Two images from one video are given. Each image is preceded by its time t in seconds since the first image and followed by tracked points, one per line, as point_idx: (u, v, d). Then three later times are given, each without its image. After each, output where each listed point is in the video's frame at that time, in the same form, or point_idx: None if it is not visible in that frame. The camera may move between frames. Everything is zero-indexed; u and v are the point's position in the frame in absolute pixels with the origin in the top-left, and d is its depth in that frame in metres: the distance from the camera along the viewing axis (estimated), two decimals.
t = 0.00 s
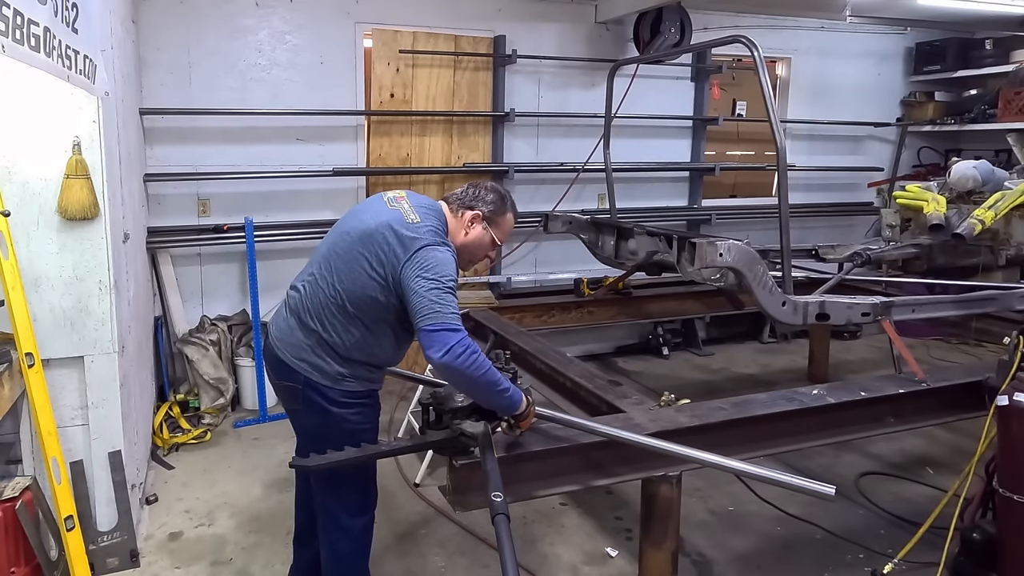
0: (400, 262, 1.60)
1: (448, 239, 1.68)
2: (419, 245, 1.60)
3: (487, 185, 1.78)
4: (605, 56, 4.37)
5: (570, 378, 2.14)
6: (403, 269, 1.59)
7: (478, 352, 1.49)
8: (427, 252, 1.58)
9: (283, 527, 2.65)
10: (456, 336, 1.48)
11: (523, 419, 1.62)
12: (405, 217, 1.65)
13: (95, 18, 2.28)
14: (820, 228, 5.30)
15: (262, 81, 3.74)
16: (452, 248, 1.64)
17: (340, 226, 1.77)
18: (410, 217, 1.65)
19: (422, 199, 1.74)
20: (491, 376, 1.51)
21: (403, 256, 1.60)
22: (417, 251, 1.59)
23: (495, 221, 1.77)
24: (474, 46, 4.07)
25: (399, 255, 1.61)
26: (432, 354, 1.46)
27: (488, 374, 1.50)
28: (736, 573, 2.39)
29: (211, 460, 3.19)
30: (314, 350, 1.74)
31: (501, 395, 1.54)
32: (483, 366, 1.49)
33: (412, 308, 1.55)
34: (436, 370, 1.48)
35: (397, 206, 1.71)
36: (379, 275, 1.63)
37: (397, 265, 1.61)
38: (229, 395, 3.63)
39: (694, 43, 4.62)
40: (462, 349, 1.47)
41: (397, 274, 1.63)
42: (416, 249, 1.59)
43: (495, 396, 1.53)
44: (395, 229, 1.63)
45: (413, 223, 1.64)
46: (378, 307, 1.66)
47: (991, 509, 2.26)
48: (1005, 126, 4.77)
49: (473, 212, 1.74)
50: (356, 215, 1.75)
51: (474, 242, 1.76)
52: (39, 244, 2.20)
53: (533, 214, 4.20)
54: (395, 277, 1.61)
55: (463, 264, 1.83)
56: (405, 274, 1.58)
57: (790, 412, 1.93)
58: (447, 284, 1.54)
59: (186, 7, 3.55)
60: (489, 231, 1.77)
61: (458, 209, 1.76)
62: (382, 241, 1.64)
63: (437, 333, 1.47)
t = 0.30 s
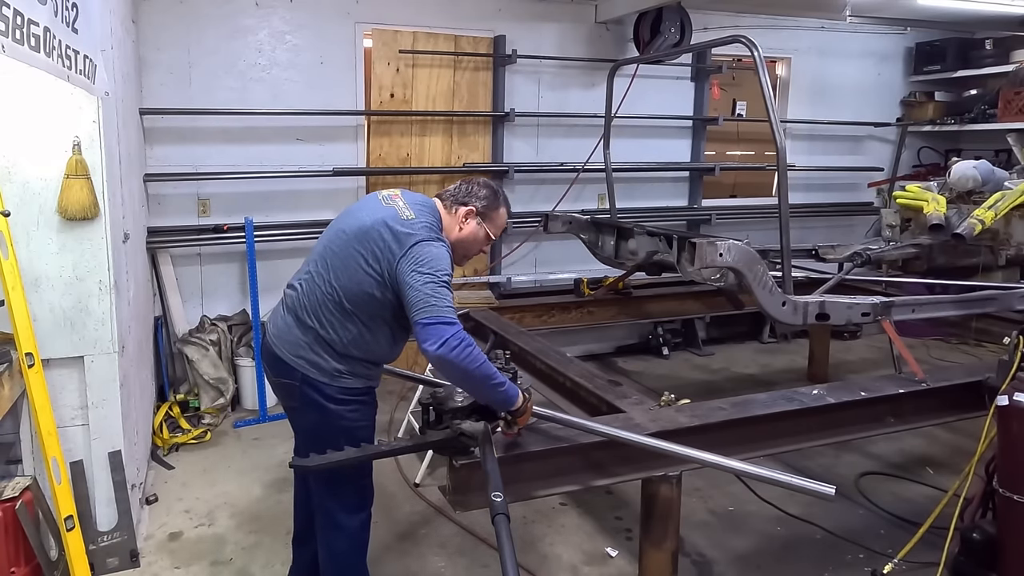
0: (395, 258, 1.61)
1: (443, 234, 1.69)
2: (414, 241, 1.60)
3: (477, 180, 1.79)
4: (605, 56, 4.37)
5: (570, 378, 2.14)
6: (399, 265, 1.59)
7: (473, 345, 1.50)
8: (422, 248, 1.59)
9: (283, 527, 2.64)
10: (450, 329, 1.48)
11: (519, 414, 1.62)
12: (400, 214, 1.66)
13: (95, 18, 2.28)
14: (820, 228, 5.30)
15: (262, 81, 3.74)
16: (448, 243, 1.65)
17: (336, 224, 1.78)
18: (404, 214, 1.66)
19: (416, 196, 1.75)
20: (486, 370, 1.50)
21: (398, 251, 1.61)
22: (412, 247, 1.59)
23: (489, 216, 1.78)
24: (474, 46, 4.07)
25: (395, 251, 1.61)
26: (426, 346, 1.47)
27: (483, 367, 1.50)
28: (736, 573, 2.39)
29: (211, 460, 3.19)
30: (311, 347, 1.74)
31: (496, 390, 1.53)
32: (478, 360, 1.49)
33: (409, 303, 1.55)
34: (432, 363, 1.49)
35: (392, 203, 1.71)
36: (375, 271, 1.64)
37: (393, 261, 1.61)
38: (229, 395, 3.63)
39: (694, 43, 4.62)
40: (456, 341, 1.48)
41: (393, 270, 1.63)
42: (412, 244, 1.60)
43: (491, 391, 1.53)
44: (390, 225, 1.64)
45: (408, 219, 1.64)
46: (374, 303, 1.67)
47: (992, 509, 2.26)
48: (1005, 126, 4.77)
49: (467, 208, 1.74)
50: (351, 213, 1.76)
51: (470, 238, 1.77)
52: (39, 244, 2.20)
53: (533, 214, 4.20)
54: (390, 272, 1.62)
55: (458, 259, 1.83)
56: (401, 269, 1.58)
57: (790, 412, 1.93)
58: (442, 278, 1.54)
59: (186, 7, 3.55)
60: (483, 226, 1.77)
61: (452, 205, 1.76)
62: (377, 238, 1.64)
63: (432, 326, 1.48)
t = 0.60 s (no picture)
0: (383, 244, 1.64)
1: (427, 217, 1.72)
2: (398, 225, 1.64)
3: (452, 155, 1.79)
4: (605, 56, 4.37)
5: (570, 377, 2.14)
6: (386, 249, 1.62)
7: (452, 318, 1.54)
8: (406, 231, 1.62)
9: (283, 527, 2.64)
10: (429, 305, 1.53)
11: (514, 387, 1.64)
12: (384, 202, 1.69)
13: (95, 18, 2.28)
14: (820, 228, 5.30)
15: (263, 81, 3.74)
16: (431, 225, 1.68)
17: (325, 221, 1.82)
18: (387, 201, 1.70)
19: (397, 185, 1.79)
20: (467, 344, 1.55)
21: (385, 236, 1.64)
22: (396, 230, 1.63)
23: (470, 188, 1.78)
24: (474, 46, 4.08)
25: (381, 237, 1.64)
26: (405, 321, 1.52)
27: (463, 341, 1.54)
28: (736, 573, 2.39)
29: (211, 460, 3.19)
30: (313, 342, 1.75)
31: (480, 363, 1.57)
32: (457, 334, 1.54)
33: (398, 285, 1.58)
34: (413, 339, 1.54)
35: (375, 194, 1.74)
36: (365, 258, 1.66)
37: (381, 246, 1.64)
38: (229, 396, 3.63)
39: (694, 43, 4.62)
40: (435, 316, 1.52)
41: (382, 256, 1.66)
42: (397, 229, 1.63)
43: (474, 365, 1.57)
44: (375, 213, 1.67)
45: (391, 206, 1.68)
46: (368, 290, 1.69)
47: (992, 509, 2.26)
48: (1005, 126, 4.77)
49: (447, 185, 1.75)
50: (338, 208, 1.79)
51: (457, 213, 1.78)
52: (39, 244, 2.20)
53: (533, 214, 4.20)
54: (380, 258, 1.65)
55: (450, 234, 1.85)
56: (389, 254, 1.61)
57: (790, 412, 1.93)
58: (426, 258, 1.58)
59: (186, 7, 3.55)
60: (467, 199, 1.78)
61: (433, 184, 1.77)
62: (363, 226, 1.68)
63: (411, 303, 1.52)
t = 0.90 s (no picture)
0: (405, 244, 1.67)
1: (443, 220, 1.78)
2: (421, 225, 1.68)
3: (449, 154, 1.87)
4: (605, 56, 4.37)
5: (570, 378, 2.14)
6: (411, 250, 1.66)
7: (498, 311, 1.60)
8: (430, 232, 1.67)
9: (283, 528, 2.64)
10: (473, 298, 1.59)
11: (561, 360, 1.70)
12: (399, 203, 1.73)
13: (95, 18, 2.28)
14: (820, 228, 5.30)
15: (263, 81, 3.74)
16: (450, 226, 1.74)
17: (334, 223, 1.83)
18: (404, 202, 1.74)
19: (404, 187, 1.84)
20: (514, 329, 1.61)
21: (407, 236, 1.68)
22: (420, 231, 1.67)
23: (468, 182, 1.84)
24: (474, 46, 4.08)
25: (403, 238, 1.68)
26: (456, 320, 1.58)
27: (511, 327, 1.61)
28: (736, 573, 2.39)
29: (211, 460, 3.19)
30: (331, 341, 1.74)
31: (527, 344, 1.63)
32: (504, 321, 1.60)
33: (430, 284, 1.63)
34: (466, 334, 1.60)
35: (385, 197, 1.78)
36: (386, 257, 1.69)
37: (403, 245, 1.68)
38: (229, 395, 3.63)
39: (694, 43, 4.62)
40: (479, 309, 1.58)
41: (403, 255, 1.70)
42: (419, 229, 1.67)
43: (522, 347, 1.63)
44: (393, 214, 1.71)
45: (409, 207, 1.72)
46: (389, 289, 1.71)
47: (992, 509, 2.26)
48: (1005, 126, 4.77)
49: (446, 180, 1.81)
50: (349, 211, 1.81)
51: (457, 208, 1.83)
52: (39, 244, 2.20)
53: (533, 214, 4.20)
54: (402, 258, 1.68)
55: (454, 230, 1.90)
56: (415, 254, 1.65)
57: (790, 412, 1.93)
58: (455, 258, 1.64)
59: (186, 7, 3.55)
60: (466, 192, 1.84)
61: (432, 182, 1.83)
62: (383, 227, 1.70)
63: (456, 300, 1.59)
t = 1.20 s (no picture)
0: (473, 274, 1.70)
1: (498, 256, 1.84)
2: (491, 260, 1.73)
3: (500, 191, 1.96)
4: (605, 56, 4.37)
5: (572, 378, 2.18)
6: (481, 283, 1.70)
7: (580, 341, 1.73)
8: (500, 269, 1.72)
9: (283, 528, 2.64)
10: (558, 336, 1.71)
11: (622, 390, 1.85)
12: (465, 233, 1.75)
13: (95, 18, 2.28)
14: (820, 228, 5.30)
15: (262, 81, 3.74)
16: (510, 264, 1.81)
17: (383, 233, 1.79)
18: (471, 234, 1.76)
19: (456, 213, 1.86)
20: (589, 363, 1.74)
21: (476, 267, 1.71)
22: (491, 267, 1.72)
23: (511, 218, 1.93)
24: (474, 46, 4.08)
25: (472, 269, 1.70)
26: (545, 347, 1.70)
27: (590, 360, 1.73)
28: (736, 573, 2.39)
29: (211, 460, 3.19)
30: (369, 351, 1.73)
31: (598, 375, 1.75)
32: (584, 355, 1.72)
33: (503, 318, 1.71)
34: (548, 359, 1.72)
35: (441, 221, 1.78)
36: (447, 282, 1.71)
37: (469, 275, 1.70)
38: (229, 395, 3.63)
39: (695, 43, 4.62)
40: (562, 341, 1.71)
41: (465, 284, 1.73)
42: (489, 264, 1.72)
43: (593, 378, 1.76)
44: (460, 242, 1.72)
45: (477, 241, 1.75)
46: (441, 313, 1.74)
47: (992, 509, 2.26)
48: (1005, 126, 4.77)
49: (491, 212, 1.90)
50: (402, 225, 1.78)
51: (497, 239, 1.92)
52: (39, 244, 2.20)
53: (533, 214, 4.21)
54: (467, 287, 1.71)
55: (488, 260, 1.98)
56: (487, 288, 1.70)
57: (789, 412, 1.93)
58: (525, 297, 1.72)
59: (186, 7, 3.55)
60: (508, 227, 1.93)
61: (478, 211, 1.92)
62: (451, 254, 1.71)
63: (542, 331, 1.70)
